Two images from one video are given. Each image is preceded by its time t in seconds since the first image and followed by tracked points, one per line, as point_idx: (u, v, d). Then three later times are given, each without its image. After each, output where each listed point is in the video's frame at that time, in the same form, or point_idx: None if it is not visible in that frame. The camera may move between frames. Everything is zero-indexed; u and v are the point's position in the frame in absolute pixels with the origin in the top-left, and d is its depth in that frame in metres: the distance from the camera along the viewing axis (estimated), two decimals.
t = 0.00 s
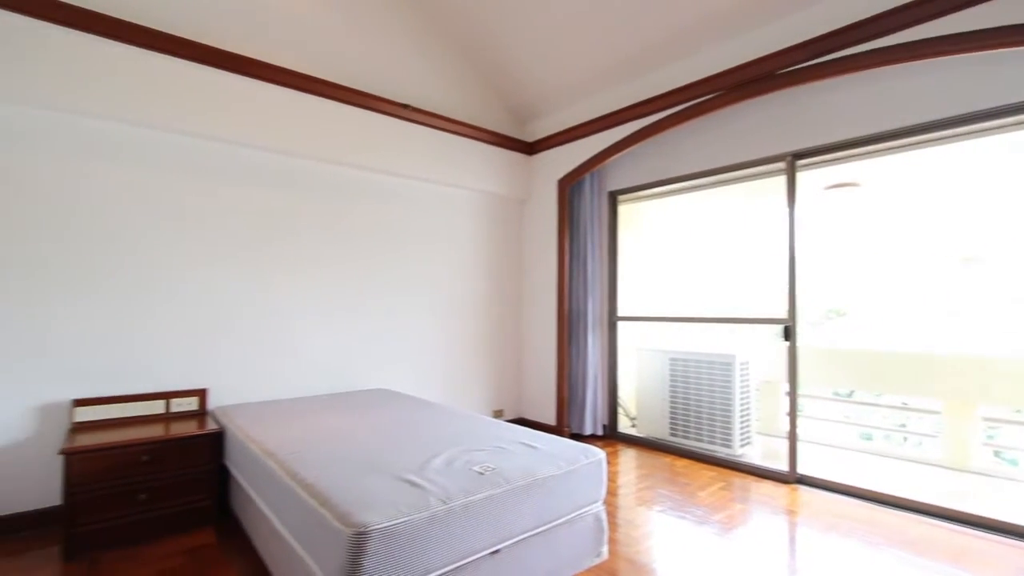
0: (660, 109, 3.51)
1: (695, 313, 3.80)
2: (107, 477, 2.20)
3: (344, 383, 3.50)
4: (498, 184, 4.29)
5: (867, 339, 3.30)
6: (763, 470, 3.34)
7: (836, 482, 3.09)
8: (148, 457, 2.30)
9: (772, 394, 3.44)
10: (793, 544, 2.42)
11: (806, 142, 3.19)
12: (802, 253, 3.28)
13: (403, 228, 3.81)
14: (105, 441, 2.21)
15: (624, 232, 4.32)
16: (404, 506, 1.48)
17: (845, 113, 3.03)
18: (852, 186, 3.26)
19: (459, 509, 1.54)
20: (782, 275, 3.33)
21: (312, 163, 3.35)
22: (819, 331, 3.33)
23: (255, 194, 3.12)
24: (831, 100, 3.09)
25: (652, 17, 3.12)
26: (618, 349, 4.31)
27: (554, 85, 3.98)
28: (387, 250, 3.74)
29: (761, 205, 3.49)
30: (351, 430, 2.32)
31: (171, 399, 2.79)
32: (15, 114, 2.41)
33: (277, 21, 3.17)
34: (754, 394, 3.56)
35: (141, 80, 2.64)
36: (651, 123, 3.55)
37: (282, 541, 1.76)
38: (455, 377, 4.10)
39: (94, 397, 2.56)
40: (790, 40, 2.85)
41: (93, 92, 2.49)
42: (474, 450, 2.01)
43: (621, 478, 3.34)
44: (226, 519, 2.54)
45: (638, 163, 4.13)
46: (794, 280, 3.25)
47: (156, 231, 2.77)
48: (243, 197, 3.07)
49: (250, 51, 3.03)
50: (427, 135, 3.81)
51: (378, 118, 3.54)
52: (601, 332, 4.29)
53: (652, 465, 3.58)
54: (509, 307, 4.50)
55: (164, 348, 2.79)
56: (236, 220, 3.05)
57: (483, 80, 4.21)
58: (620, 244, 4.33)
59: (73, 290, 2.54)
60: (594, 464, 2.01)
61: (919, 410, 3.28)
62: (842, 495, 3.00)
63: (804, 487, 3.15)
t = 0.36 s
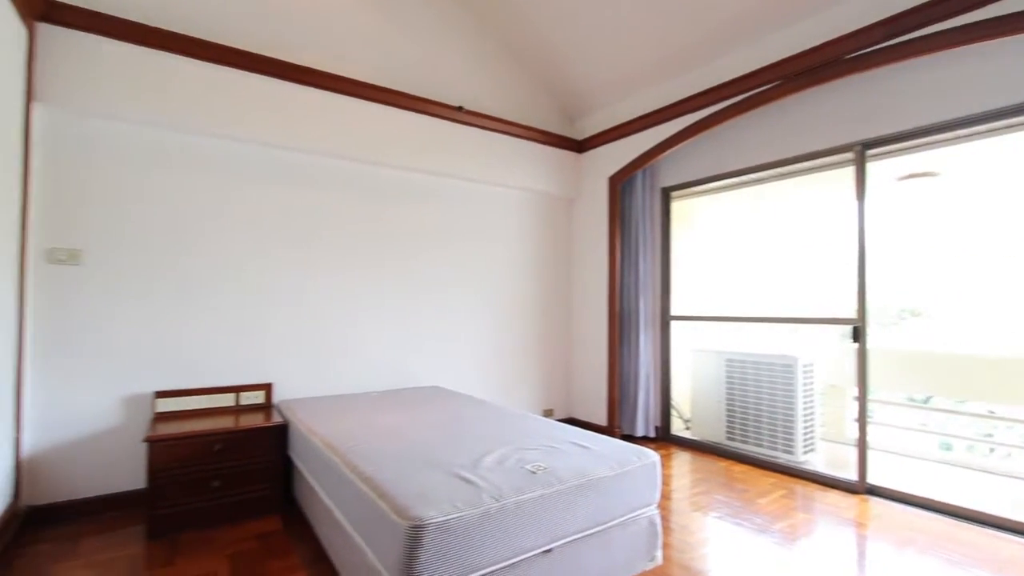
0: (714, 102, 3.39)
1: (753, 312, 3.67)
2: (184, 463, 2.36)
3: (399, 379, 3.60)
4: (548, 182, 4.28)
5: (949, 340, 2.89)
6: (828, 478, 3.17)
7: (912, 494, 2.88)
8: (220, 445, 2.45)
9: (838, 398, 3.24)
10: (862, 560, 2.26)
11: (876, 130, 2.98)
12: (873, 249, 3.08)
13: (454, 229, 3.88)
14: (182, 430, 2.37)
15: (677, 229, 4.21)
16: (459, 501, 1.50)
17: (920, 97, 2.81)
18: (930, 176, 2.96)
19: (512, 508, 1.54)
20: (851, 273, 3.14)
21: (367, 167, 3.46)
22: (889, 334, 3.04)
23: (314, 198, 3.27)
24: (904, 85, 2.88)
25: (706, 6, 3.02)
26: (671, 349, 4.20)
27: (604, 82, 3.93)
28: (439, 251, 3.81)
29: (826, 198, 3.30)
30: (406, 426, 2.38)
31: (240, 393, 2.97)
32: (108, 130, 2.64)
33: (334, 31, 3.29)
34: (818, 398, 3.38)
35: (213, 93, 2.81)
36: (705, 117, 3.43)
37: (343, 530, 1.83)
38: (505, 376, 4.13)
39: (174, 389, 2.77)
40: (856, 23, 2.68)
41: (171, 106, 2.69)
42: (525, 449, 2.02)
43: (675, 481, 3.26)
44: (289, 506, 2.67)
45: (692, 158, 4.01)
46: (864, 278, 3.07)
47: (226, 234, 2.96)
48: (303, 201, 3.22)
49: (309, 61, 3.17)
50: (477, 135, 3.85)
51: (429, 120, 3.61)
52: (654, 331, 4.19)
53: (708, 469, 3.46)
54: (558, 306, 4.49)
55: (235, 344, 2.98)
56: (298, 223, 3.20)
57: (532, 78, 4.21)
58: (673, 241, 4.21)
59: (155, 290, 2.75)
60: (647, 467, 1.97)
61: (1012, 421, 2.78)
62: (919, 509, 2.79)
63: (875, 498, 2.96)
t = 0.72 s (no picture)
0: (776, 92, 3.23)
1: (821, 313, 3.49)
2: (254, 452, 2.52)
3: (452, 377, 3.66)
4: (600, 180, 4.22)
5: None
6: (904, 490, 2.95)
7: (1003, 511, 2.63)
8: (286, 436, 2.59)
9: (915, 404, 3.03)
10: None
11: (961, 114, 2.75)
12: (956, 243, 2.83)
13: (505, 228, 3.90)
14: (253, 422, 2.52)
15: (737, 224, 4.05)
16: (514, 499, 1.51)
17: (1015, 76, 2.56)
18: None
19: (566, 508, 1.54)
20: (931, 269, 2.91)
21: (422, 169, 3.54)
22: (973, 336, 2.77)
23: (372, 200, 3.37)
24: (995, 63, 2.63)
25: None
26: (730, 349, 4.05)
27: (658, 76, 3.83)
28: (491, 250, 3.84)
29: (904, 190, 3.08)
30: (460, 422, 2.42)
31: (304, 388, 3.12)
32: (186, 141, 2.84)
33: (389, 37, 3.38)
34: (893, 404, 3.16)
35: (278, 103, 2.96)
36: (766, 108, 3.28)
37: (400, 522, 1.89)
38: (556, 375, 4.11)
39: (246, 383, 2.95)
40: None
41: (242, 117, 2.85)
42: (579, 449, 2.01)
43: (733, 487, 3.14)
44: (349, 497, 2.78)
45: (753, 151, 3.85)
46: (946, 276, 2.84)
47: (290, 236, 3.11)
48: (361, 203, 3.33)
49: (367, 69, 3.28)
50: (528, 135, 3.85)
51: (481, 121, 3.65)
52: (711, 331, 4.05)
53: (769, 476, 3.31)
54: (611, 305, 4.42)
55: (299, 341, 3.12)
56: (356, 225, 3.31)
57: (583, 75, 4.17)
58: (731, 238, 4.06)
59: (227, 289, 2.93)
60: (706, 471, 1.90)
61: None
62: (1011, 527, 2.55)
63: (959, 514, 2.73)
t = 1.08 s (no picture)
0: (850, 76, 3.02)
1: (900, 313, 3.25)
2: (320, 443, 2.64)
3: (507, 375, 3.69)
4: (656, 176, 4.11)
5: None
6: (998, 506, 2.68)
7: None
8: (349, 429, 2.70)
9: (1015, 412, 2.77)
10: None
11: None
12: None
13: (559, 227, 3.88)
14: (319, 414, 2.65)
15: (805, 218, 3.84)
16: (571, 498, 1.50)
17: None
18: None
19: (623, 509, 1.51)
20: None
21: (476, 169, 3.58)
22: None
23: (428, 201, 3.45)
24: None
25: None
26: (797, 349, 3.84)
27: (719, 65, 3.68)
28: (544, 249, 3.83)
29: (999, 177, 2.80)
30: (515, 420, 2.43)
31: (365, 383, 3.24)
32: (257, 149, 3.01)
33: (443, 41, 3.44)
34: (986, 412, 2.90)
35: (340, 109, 3.08)
36: (838, 94, 3.08)
37: (458, 517, 1.93)
38: (610, 375, 4.05)
39: (312, 377, 3.10)
40: None
41: (307, 124, 2.99)
42: (636, 450, 1.97)
43: (801, 496, 2.97)
44: (408, 490, 2.86)
45: (823, 140, 3.62)
46: None
47: (352, 237, 3.23)
48: (418, 204, 3.42)
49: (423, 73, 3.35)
50: (582, 131, 3.81)
51: (535, 120, 3.64)
52: (776, 331, 3.86)
53: (841, 486, 3.11)
54: (668, 304, 4.30)
55: (360, 338, 3.25)
56: (412, 225, 3.40)
57: (639, 69, 4.07)
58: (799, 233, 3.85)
59: (294, 288, 3.09)
60: (772, 478, 1.82)
61: None
62: None
63: None
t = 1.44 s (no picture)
0: (940, 54, 2.76)
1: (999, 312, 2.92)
2: (384, 436, 2.74)
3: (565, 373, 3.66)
4: (721, 168, 3.95)
5: None
6: None
7: None
8: (412, 423, 2.79)
9: None
10: None
11: None
12: None
13: (618, 223, 3.81)
14: (384, 408, 2.75)
15: (889, 210, 3.56)
16: (634, 500, 1.48)
17: None
18: None
19: (689, 513, 1.47)
20: None
21: (533, 167, 3.58)
22: None
23: (486, 200, 3.49)
24: None
25: None
26: (878, 351, 3.57)
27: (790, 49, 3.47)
28: (602, 246, 3.77)
29: None
30: (575, 418, 2.41)
31: (427, 377, 3.33)
32: (326, 154, 3.16)
33: (501, 39, 3.45)
34: None
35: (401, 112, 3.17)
36: (925, 74, 2.82)
37: (517, 513, 1.94)
38: (672, 375, 3.94)
39: (377, 371, 3.23)
40: None
41: (371, 128, 3.10)
42: (702, 453, 1.90)
43: (883, 508, 2.77)
44: (467, 484, 2.92)
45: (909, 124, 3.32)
46: None
47: (413, 236, 3.32)
48: (476, 202, 3.46)
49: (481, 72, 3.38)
50: (642, 125, 3.71)
51: (593, 114, 3.58)
52: (854, 331, 3.61)
53: (929, 500, 2.86)
54: (733, 302, 4.12)
55: (421, 334, 3.33)
56: (471, 224, 3.45)
57: (703, 57, 3.91)
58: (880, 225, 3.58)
59: (360, 286, 3.22)
60: (852, 489, 1.69)
61: None
62: None
63: None
